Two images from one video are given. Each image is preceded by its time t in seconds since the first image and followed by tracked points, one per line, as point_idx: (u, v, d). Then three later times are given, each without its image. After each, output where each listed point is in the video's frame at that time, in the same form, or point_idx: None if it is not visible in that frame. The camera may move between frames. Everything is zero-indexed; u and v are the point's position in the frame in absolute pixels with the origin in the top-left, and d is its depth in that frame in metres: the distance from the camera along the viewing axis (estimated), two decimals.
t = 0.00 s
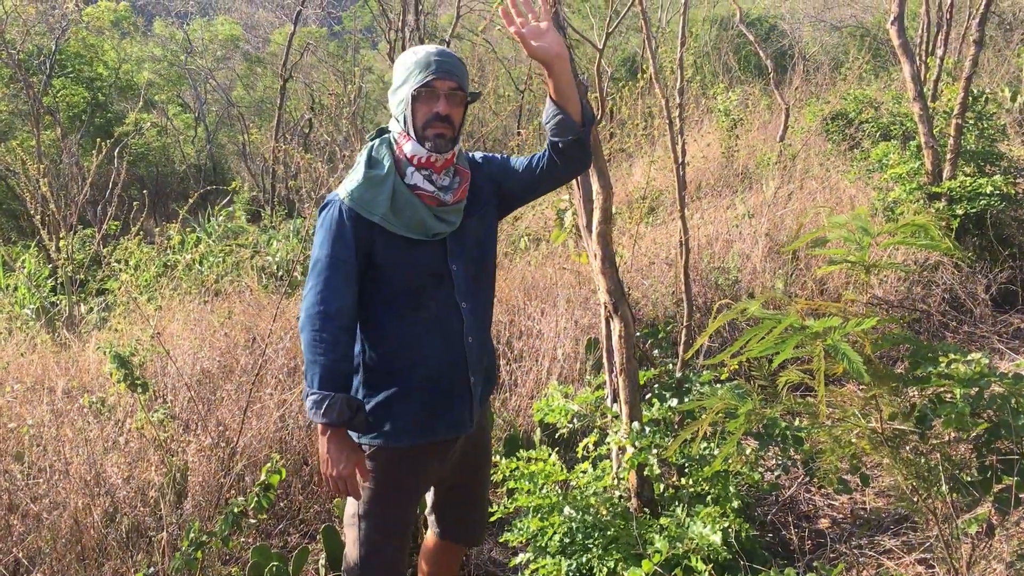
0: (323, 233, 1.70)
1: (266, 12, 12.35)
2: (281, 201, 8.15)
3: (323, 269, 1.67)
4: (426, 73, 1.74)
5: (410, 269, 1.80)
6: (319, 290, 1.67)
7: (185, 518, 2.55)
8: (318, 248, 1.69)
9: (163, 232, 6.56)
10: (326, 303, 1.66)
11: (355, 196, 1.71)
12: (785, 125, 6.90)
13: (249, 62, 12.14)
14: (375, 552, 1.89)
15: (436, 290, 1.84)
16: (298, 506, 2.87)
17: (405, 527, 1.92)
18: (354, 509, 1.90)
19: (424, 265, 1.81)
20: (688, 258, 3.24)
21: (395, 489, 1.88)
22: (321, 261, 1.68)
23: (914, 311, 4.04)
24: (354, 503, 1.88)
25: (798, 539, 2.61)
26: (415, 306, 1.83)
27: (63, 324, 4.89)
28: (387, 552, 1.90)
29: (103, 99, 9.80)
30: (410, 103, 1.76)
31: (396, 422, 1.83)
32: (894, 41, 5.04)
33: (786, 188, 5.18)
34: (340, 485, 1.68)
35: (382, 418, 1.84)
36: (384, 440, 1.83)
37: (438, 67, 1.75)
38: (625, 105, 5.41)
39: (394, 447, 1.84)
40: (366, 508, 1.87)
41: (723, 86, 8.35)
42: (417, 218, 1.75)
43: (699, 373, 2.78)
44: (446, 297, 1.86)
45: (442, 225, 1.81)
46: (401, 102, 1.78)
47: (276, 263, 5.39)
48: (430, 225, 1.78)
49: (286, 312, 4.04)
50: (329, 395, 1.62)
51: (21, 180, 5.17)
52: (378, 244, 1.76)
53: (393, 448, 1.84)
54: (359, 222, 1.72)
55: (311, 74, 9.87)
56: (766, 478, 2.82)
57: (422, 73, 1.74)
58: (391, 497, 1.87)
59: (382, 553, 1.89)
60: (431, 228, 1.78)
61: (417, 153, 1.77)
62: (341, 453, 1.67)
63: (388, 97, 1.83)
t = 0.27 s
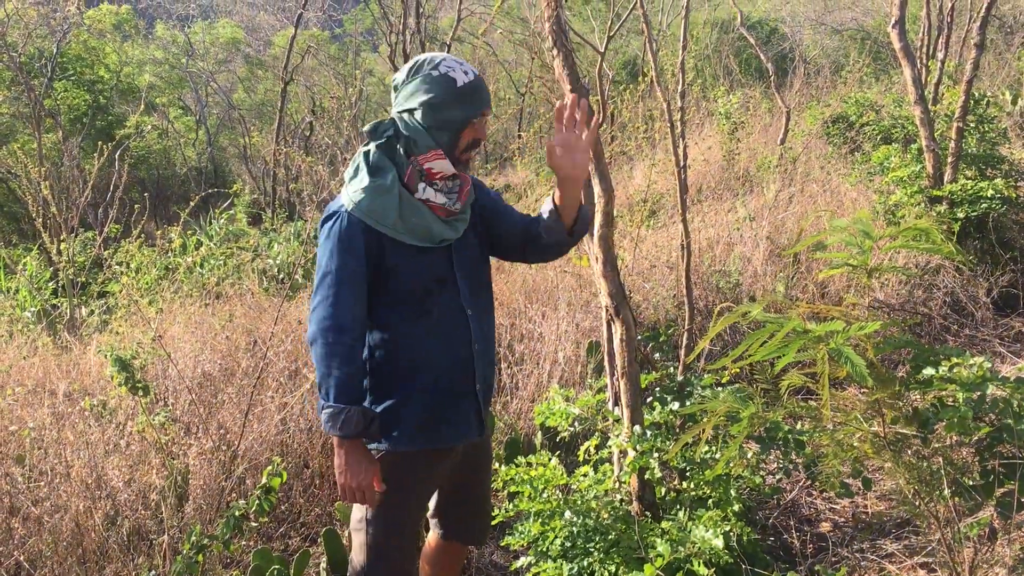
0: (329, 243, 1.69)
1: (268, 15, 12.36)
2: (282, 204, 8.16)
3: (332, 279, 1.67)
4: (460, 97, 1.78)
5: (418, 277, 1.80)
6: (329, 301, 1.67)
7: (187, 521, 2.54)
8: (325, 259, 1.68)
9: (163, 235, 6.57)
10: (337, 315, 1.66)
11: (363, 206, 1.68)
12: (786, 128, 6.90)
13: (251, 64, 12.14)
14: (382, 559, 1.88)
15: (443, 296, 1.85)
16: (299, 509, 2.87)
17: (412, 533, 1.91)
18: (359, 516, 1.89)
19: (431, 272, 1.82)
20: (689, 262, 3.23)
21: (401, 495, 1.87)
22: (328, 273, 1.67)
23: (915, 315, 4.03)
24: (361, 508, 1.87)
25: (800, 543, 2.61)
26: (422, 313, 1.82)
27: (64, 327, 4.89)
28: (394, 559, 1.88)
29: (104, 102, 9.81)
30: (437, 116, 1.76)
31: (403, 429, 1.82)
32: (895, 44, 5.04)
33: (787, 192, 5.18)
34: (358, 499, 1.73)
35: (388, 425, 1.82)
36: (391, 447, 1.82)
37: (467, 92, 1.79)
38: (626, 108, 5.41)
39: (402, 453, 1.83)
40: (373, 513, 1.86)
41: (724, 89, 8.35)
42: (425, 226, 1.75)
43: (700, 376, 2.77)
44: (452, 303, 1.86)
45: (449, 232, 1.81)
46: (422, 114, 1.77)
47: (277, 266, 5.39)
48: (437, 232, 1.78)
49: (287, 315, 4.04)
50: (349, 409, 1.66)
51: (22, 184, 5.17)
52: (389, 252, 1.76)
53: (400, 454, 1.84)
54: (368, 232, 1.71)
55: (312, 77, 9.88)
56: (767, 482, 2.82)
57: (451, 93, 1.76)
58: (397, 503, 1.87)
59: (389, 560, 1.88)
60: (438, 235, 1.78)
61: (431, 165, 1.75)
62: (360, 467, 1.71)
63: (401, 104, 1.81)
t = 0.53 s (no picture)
0: (366, 250, 1.61)
1: (266, 18, 12.37)
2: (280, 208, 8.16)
3: (375, 289, 1.60)
4: (500, 126, 1.83)
5: (437, 285, 1.80)
6: (372, 310, 1.60)
7: (184, 525, 2.54)
8: (362, 267, 1.60)
9: (162, 238, 6.57)
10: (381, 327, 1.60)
11: (405, 214, 1.63)
12: (785, 132, 6.92)
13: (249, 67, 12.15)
14: (387, 565, 1.86)
15: (454, 304, 1.88)
16: (298, 513, 2.86)
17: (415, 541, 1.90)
18: (360, 525, 1.86)
19: (449, 281, 1.84)
20: (687, 265, 3.24)
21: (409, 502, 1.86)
22: (370, 281, 1.60)
23: (914, 318, 4.04)
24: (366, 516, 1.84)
25: (798, 547, 2.61)
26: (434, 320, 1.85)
27: (63, 330, 4.89)
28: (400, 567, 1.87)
29: (103, 105, 9.82)
30: (478, 138, 1.79)
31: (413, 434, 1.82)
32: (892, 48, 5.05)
33: (786, 195, 5.19)
34: (419, 506, 1.66)
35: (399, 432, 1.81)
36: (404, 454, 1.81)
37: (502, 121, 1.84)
38: (625, 112, 5.42)
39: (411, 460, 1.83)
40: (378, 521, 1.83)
41: (722, 92, 8.37)
42: (451, 237, 1.77)
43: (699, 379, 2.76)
44: (461, 312, 1.90)
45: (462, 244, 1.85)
46: (463, 133, 1.79)
47: (276, 269, 5.39)
48: (458, 244, 1.81)
49: (286, 318, 4.04)
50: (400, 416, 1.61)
51: (21, 187, 5.17)
52: (418, 259, 1.73)
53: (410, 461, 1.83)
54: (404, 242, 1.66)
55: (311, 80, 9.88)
56: (765, 485, 2.82)
57: (494, 124, 1.82)
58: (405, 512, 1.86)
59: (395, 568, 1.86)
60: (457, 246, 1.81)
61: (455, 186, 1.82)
62: (414, 472, 1.65)
63: (440, 110, 1.79)
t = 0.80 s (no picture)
0: (423, 262, 1.68)
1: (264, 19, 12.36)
2: (277, 209, 8.16)
3: (442, 296, 1.68)
4: (522, 140, 1.94)
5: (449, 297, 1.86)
6: (444, 317, 1.68)
7: (181, 527, 2.54)
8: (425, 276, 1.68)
9: (159, 239, 6.56)
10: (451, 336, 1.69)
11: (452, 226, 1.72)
12: (782, 133, 6.93)
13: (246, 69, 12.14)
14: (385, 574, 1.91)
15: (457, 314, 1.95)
16: (295, 514, 2.86)
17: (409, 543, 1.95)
18: (360, 533, 1.89)
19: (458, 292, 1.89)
20: (684, 267, 3.24)
21: (407, 506, 1.92)
22: (434, 289, 1.68)
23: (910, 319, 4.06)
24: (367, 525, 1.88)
25: (795, 549, 2.61)
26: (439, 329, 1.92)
27: (59, 331, 4.88)
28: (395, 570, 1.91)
29: (100, 106, 9.80)
30: (505, 151, 1.90)
31: (413, 441, 1.87)
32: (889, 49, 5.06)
33: (783, 196, 5.20)
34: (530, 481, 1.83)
35: (401, 438, 1.86)
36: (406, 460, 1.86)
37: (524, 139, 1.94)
38: (622, 114, 5.42)
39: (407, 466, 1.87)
40: (379, 530, 1.88)
41: (720, 94, 8.38)
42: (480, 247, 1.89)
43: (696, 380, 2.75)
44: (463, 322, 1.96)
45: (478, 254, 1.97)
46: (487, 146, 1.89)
47: (273, 271, 5.38)
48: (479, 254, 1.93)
49: (283, 319, 4.04)
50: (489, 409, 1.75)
51: (17, 188, 5.17)
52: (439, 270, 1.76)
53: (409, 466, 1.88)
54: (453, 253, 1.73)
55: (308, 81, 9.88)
56: (763, 486, 2.82)
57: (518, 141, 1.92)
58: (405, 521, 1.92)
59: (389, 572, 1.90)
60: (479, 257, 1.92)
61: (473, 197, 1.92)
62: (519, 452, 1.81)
63: (467, 121, 1.88)
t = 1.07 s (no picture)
0: (464, 264, 1.71)
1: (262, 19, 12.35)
2: (276, 209, 8.15)
3: (490, 300, 1.73)
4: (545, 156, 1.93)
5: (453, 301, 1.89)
6: (495, 319, 1.73)
7: (180, 527, 2.54)
8: (466, 275, 1.71)
9: (158, 239, 6.55)
10: (498, 332, 1.72)
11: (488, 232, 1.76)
12: (780, 133, 6.93)
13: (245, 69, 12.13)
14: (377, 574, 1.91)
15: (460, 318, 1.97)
16: (294, 514, 2.86)
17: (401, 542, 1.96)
18: (355, 534, 1.89)
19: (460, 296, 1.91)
20: (683, 267, 3.24)
21: (401, 505, 1.93)
22: (484, 293, 1.72)
23: (909, 319, 4.06)
24: (362, 526, 1.88)
25: (794, 548, 2.62)
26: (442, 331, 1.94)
27: (58, 331, 4.88)
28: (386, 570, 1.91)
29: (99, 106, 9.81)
30: (528, 164, 1.92)
31: (413, 441, 1.88)
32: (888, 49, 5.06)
33: (781, 196, 5.20)
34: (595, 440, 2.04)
35: (402, 437, 1.86)
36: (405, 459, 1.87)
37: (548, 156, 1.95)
38: (621, 113, 5.42)
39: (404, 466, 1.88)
40: (374, 531, 1.88)
41: (718, 93, 8.39)
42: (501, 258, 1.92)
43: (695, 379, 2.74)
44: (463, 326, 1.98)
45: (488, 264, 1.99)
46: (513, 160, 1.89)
47: (271, 271, 5.39)
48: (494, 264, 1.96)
49: (282, 319, 4.04)
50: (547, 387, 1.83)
51: (15, 188, 5.16)
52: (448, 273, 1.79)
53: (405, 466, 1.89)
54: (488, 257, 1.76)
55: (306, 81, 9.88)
56: (762, 486, 2.83)
57: (544, 158, 1.92)
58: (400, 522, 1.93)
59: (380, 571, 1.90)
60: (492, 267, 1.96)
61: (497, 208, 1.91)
62: (576, 422, 1.99)
63: (492, 132, 1.88)
